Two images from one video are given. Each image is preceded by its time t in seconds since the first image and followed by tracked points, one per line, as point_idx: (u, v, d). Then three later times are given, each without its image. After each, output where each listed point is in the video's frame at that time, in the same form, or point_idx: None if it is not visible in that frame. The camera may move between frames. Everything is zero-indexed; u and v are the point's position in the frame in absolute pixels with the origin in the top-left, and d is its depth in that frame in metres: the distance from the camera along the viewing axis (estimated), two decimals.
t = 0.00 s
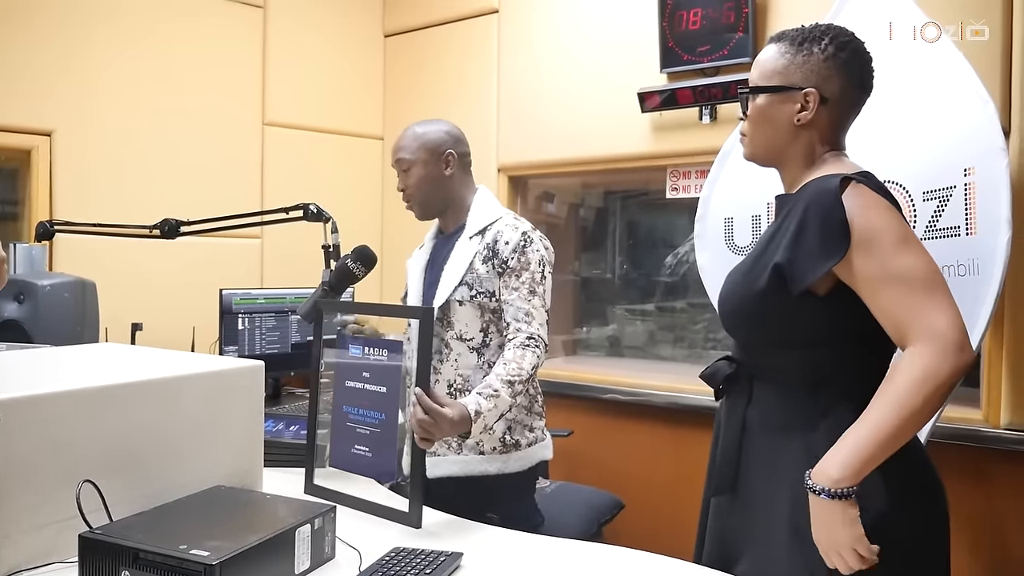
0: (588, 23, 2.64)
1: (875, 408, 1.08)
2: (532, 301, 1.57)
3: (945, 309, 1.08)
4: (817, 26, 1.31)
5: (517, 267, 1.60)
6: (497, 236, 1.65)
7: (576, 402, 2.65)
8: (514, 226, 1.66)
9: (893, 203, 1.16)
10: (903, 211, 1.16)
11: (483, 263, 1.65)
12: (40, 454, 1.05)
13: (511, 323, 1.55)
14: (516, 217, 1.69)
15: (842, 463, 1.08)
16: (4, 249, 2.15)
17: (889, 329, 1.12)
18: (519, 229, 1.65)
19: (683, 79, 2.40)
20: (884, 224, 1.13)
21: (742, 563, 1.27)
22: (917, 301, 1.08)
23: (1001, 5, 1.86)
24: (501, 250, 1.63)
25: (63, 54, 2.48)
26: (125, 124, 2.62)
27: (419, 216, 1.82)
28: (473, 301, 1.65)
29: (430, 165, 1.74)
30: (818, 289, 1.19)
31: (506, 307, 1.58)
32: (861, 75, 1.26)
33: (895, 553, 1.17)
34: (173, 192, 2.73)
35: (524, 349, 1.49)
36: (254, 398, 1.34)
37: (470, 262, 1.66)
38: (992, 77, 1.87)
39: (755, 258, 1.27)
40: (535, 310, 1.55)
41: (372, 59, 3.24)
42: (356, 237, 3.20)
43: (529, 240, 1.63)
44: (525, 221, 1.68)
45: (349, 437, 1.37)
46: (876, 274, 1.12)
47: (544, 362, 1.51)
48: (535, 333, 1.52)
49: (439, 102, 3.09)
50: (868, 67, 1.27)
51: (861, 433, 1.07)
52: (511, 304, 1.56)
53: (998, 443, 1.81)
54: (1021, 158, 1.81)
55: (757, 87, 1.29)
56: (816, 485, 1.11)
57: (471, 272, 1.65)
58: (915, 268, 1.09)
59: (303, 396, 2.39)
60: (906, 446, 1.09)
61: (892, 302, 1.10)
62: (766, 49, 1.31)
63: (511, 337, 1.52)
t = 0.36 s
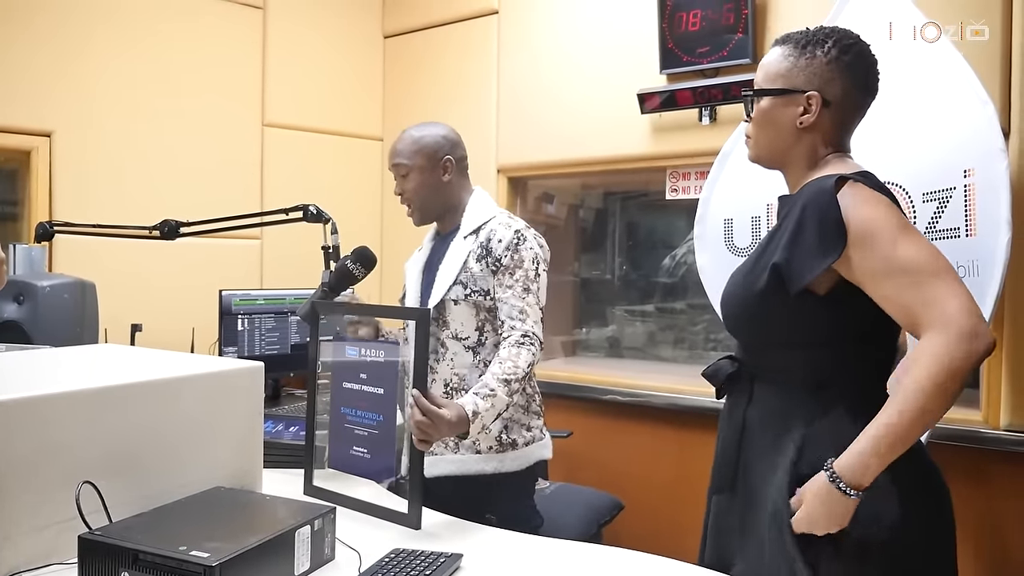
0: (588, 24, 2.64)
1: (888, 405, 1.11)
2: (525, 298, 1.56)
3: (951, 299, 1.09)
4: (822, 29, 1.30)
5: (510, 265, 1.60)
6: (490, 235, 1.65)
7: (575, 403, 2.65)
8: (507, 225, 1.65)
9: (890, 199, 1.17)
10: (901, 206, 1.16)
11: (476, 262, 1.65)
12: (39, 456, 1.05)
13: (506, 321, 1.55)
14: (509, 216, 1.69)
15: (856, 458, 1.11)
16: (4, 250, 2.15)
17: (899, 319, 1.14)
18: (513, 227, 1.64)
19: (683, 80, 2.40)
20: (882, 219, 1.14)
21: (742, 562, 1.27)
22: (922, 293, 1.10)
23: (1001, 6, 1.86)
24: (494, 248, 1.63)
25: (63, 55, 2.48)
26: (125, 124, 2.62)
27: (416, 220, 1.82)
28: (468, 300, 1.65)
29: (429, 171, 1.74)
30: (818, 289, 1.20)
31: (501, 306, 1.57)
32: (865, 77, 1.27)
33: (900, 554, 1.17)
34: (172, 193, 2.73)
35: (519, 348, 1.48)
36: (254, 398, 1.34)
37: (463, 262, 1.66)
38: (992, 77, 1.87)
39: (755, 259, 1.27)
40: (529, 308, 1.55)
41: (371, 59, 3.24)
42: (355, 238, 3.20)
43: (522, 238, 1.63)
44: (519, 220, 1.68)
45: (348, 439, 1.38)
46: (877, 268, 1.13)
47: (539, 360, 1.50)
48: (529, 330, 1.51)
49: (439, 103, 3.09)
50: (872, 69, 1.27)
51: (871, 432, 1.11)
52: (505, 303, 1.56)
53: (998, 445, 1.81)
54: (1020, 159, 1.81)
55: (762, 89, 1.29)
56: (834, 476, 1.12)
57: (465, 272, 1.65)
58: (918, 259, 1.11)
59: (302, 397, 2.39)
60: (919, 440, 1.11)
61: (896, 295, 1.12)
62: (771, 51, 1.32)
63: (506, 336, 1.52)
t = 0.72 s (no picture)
0: (587, 25, 2.64)
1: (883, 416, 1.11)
2: (523, 298, 1.56)
3: (949, 309, 1.09)
4: (829, 28, 1.30)
5: (507, 265, 1.60)
6: (487, 235, 1.65)
7: (574, 404, 2.65)
8: (503, 225, 1.65)
9: (892, 204, 1.17)
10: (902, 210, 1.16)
11: (473, 263, 1.65)
12: (39, 457, 1.05)
13: (503, 321, 1.55)
14: (505, 216, 1.69)
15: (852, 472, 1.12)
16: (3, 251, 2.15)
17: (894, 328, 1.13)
18: (509, 227, 1.65)
19: (683, 81, 2.40)
20: (884, 223, 1.14)
21: (746, 564, 1.27)
22: (920, 302, 1.10)
23: (1001, 6, 1.86)
24: (491, 249, 1.63)
25: (63, 54, 2.48)
26: (125, 125, 2.62)
27: (412, 220, 1.81)
28: (466, 301, 1.65)
29: (427, 170, 1.74)
30: (821, 290, 1.20)
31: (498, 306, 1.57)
32: (871, 78, 1.27)
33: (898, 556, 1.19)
34: (172, 194, 2.73)
35: (517, 347, 1.48)
36: (254, 399, 1.34)
37: (461, 262, 1.66)
38: (991, 78, 1.87)
39: (758, 259, 1.27)
40: (526, 307, 1.55)
41: (371, 60, 3.24)
42: (355, 239, 3.19)
43: (518, 238, 1.63)
44: (515, 220, 1.68)
45: (347, 440, 1.38)
46: (877, 273, 1.13)
47: (538, 359, 1.50)
48: (527, 330, 1.51)
49: (438, 104, 3.09)
50: (878, 70, 1.27)
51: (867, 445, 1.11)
52: (502, 303, 1.56)
53: (997, 446, 1.81)
54: (1019, 159, 1.81)
55: (767, 88, 1.30)
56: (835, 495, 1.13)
57: (463, 273, 1.65)
58: (918, 265, 1.10)
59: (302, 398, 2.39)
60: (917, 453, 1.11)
61: (893, 302, 1.12)
62: (777, 50, 1.32)
63: (504, 336, 1.52)
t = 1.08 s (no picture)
0: (586, 26, 2.64)
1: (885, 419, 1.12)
2: (521, 299, 1.56)
3: (952, 313, 1.11)
4: (831, 27, 1.30)
5: (506, 266, 1.60)
6: (487, 235, 1.65)
7: (574, 405, 2.65)
8: (503, 225, 1.66)
9: (901, 203, 1.17)
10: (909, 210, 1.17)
11: (473, 263, 1.65)
12: (39, 459, 1.05)
13: (501, 322, 1.55)
14: (506, 217, 1.69)
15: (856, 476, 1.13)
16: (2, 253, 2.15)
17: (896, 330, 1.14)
18: (509, 228, 1.65)
19: (682, 82, 2.40)
20: (893, 222, 1.14)
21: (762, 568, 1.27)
22: (926, 306, 1.11)
23: (1000, 7, 1.86)
24: (490, 249, 1.63)
25: (62, 56, 2.49)
26: (124, 126, 2.62)
27: (418, 222, 1.82)
28: (464, 301, 1.65)
29: (432, 173, 1.74)
30: (833, 291, 1.20)
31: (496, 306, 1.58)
32: (872, 77, 1.27)
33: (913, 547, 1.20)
34: (172, 195, 2.73)
35: (514, 348, 1.48)
36: (253, 401, 1.33)
37: (460, 263, 1.66)
38: (990, 78, 1.87)
39: (767, 259, 1.27)
40: (525, 308, 1.55)
41: (370, 62, 3.25)
42: (354, 240, 3.19)
43: (518, 239, 1.63)
44: (516, 221, 1.68)
45: (345, 441, 1.38)
46: (885, 273, 1.13)
47: (536, 360, 1.50)
48: (525, 330, 1.51)
49: (437, 105, 3.09)
50: (879, 70, 1.27)
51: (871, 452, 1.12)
52: (500, 303, 1.56)
53: (996, 445, 1.82)
54: (1018, 160, 1.82)
55: (767, 88, 1.30)
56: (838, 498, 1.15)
57: (462, 272, 1.66)
58: (926, 267, 1.11)
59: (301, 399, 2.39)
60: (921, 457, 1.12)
61: (900, 303, 1.12)
62: (778, 49, 1.32)
63: (501, 336, 1.52)
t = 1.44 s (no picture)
0: (586, 26, 2.65)
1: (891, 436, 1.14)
2: (523, 300, 1.56)
3: (940, 326, 1.14)
4: (831, 28, 1.31)
5: (509, 267, 1.61)
6: (490, 237, 1.66)
7: (573, 406, 2.65)
8: (507, 227, 1.66)
9: (907, 210, 1.18)
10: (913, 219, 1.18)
11: (476, 264, 1.65)
12: (39, 459, 1.05)
13: (503, 323, 1.55)
14: (508, 218, 1.69)
15: (874, 499, 1.14)
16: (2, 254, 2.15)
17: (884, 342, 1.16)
18: (513, 229, 1.65)
19: (681, 82, 2.40)
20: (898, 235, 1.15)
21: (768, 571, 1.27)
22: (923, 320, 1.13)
23: (999, 7, 1.86)
24: (493, 250, 1.63)
25: (62, 56, 2.49)
26: (124, 126, 2.62)
27: (414, 220, 1.82)
28: (467, 302, 1.65)
29: (435, 171, 1.75)
30: (838, 293, 1.20)
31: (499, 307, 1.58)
32: (873, 78, 1.27)
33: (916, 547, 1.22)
34: (171, 196, 2.73)
35: (516, 349, 1.48)
36: (254, 402, 1.34)
37: (463, 264, 1.66)
38: (989, 78, 1.87)
39: (773, 261, 1.26)
40: (526, 310, 1.55)
41: (369, 63, 3.25)
42: (354, 241, 3.20)
43: (521, 240, 1.63)
44: (519, 223, 1.68)
45: (345, 442, 1.38)
46: (887, 283, 1.14)
47: (537, 361, 1.50)
48: (526, 332, 1.51)
49: (437, 106, 3.10)
50: (880, 70, 1.28)
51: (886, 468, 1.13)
52: (503, 304, 1.57)
53: (995, 445, 1.82)
54: (1017, 160, 1.82)
55: (768, 89, 1.30)
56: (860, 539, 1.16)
57: (465, 274, 1.66)
58: (924, 280, 1.14)
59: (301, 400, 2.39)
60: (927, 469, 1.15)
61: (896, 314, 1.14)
62: (778, 50, 1.32)
63: (503, 337, 1.52)
